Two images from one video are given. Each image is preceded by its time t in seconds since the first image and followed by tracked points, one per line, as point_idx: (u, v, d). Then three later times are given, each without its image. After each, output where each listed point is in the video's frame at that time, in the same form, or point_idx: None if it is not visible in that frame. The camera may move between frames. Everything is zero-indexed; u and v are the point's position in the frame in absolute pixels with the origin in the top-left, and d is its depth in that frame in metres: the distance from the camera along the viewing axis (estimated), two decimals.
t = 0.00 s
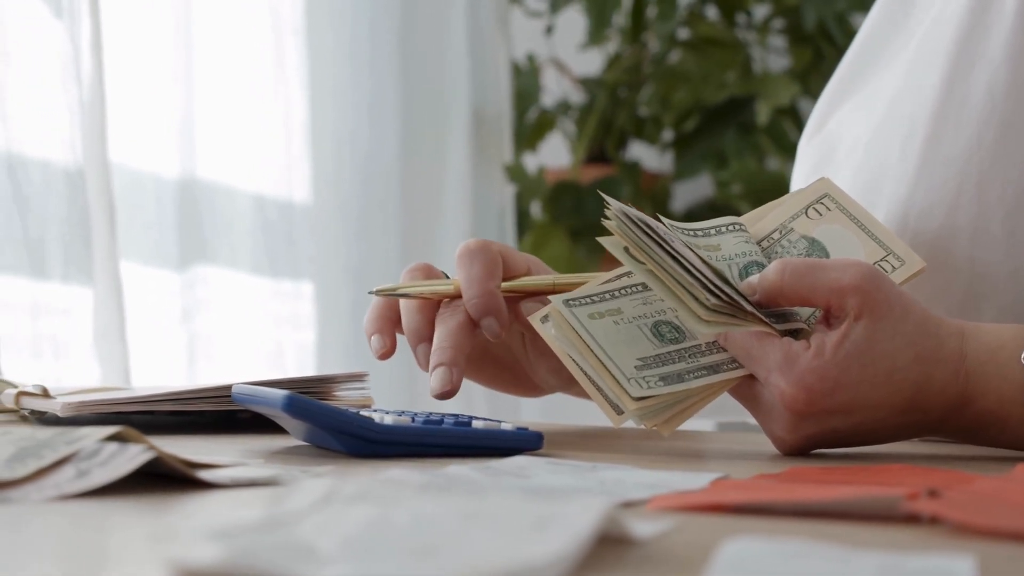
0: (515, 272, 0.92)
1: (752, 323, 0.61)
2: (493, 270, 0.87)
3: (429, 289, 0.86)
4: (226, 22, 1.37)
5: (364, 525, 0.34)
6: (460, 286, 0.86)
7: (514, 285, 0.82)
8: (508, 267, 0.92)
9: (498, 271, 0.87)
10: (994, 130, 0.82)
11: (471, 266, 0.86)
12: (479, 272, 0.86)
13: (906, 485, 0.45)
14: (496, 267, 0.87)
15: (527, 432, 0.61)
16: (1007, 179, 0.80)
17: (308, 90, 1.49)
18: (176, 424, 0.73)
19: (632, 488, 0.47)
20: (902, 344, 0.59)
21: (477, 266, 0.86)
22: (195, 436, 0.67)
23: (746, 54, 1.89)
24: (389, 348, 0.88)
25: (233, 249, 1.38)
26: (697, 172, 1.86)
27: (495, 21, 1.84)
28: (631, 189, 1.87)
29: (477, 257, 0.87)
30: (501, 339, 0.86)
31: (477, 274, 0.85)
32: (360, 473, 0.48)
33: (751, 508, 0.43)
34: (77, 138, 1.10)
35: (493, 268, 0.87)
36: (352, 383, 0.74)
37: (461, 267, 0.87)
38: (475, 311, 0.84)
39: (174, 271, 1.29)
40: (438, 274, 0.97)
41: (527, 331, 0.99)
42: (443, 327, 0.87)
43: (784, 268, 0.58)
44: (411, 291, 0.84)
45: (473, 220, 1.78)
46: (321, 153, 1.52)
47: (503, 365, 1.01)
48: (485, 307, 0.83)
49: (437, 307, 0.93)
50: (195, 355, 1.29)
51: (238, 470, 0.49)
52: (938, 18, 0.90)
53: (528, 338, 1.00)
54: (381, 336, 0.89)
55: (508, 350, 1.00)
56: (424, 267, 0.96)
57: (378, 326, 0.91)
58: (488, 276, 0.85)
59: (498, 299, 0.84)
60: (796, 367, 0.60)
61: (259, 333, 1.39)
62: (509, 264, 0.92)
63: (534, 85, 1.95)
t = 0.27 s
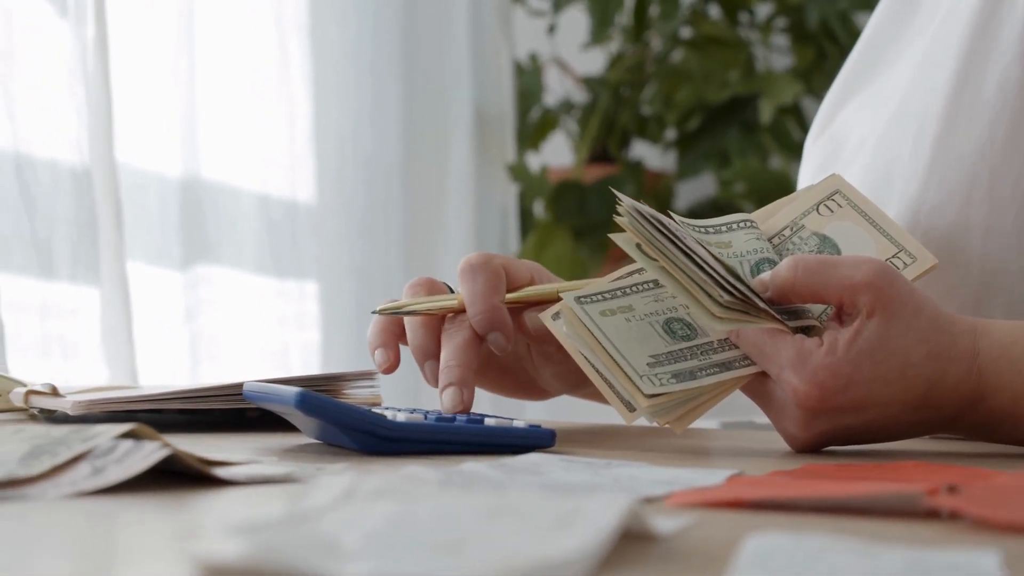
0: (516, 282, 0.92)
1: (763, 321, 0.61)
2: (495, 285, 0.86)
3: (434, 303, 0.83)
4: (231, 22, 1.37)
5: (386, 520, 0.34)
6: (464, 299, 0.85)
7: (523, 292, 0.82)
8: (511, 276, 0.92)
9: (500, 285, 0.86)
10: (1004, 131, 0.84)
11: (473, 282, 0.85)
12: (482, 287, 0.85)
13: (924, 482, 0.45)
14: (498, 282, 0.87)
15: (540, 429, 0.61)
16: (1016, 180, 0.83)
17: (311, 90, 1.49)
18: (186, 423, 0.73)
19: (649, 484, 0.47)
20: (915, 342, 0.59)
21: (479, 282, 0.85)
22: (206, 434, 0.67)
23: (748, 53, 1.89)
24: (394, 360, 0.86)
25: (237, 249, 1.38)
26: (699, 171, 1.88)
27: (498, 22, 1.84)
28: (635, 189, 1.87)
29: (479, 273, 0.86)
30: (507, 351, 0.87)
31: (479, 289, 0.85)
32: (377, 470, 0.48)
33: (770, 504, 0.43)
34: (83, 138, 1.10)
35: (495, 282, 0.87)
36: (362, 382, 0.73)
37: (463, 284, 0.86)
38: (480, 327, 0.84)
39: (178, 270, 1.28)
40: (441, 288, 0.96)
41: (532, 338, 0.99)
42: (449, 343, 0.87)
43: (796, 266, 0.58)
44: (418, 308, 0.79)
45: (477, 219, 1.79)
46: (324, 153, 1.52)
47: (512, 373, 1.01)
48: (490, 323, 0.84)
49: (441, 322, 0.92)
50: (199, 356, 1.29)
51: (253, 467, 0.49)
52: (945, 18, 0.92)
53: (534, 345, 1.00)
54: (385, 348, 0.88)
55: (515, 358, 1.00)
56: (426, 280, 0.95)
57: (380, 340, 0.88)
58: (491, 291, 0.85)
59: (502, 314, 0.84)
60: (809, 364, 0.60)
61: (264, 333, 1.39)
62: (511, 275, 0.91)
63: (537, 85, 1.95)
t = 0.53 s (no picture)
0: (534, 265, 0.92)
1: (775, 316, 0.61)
2: (515, 263, 0.87)
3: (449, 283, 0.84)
4: (237, 21, 1.37)
5: (406, 515, 0.34)
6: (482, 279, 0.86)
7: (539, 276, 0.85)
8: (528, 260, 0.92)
9: (520, 264, 0.87)
10: (1015, 126, 0.84)
11: (492, 261, 0.86)
12: (501, 265, 0.86)
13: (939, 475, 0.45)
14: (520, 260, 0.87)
15: (551, 425, 0.61)
16: None
17: (314, 89, 1.49)
18: (195, 420, 0.73)
19: (663, 478, 0.47)
20: (926, 337, 0.59)
21: (498, 259, 0.86)
22: (216, 430, 0.67)
23: (751, 51, 1.88)
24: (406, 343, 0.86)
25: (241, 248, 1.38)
26: (701, 170, 1.88)
27: (500, 21, 1.84)
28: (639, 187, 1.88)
29: (500, 250, 0.87)
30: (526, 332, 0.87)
31: (499, 267, 0.85)
32: (392, 465, 0.48)
33: (786, 498, 0.43)
34: (89, 137, 1.11)
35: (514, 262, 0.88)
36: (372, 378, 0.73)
37: (482, 262, 0.86)
38: (499, 306, 0.84)
39: (182, 269, 1.29)
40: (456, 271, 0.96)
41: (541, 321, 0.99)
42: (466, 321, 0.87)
43: (807, 261, 0.58)
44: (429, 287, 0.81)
45: (480, 217, 1.79)
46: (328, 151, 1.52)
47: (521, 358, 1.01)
48: (509, 301, 0.84)
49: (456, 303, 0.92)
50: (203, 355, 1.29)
51: (266, 463, 0.49)
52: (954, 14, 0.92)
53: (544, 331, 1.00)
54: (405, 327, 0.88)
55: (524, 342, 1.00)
56: (442, 262, 0.95)
57: (394, 321, 0.89)
58: (510, 269, 0.86)
59: (521, 293, 0.84)
60: (820, 359, 0.60)
61: (268, 332, 1.39)
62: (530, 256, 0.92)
63: (540, 84, 1.95)
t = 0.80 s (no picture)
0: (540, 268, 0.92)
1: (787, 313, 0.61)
2: (520, 265, 0.87)
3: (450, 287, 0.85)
4: (242, 20, 1.37)
5: (429, 511, 0.33)
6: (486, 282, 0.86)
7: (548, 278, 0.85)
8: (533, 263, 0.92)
9: (525, 267, 0.86)
10: None
11: (497, 263, 0.86)
12: (506, 268, 0.85)
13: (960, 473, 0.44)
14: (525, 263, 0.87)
15: (564, 423, 0.61)
16: None
17: (320, 88, 1.49)
18: (204, 419, 0.72)
19: (681, 476, 0.47)
20: (940, 335, 0.59)
21: (502, 262, 0.86)
22: (227, 429, 0.67)
23: (756, 49, 1.88)
24: (409, 346, 0.86)
25: (247, 246, 1.38)
26: (706, 168, 1.87)
27: (505, 21, 1.84)
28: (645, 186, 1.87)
29: (505, 252, 0.87)
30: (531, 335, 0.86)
31: (503, 270, 0.85)
32: (409, 462, 0.47)
33: (806, 495, 0.43)
34: (97, 136, 1.11)
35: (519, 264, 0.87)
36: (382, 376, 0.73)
37: (486, 265, 0.86)
38: (505, 309, 0.84)
39: (188, 268, 1.28)
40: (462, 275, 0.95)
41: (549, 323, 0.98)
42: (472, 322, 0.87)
43: (820, 259, 0.58)
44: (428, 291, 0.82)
45: (485, 216, 1.79)
46: (333, 150, 1.52)
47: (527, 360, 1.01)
48: (514, 304, 0.83)
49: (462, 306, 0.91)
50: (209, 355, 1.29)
51: (281, 461, 0.49)
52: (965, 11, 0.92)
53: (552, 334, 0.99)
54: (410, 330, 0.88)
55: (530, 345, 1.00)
56: (447, 265, 0.95)
57: (399, 324, 0.88)
58: (516, 272, 0.85)
59: (527, 295, 0.84)
60: (833, 357, 0.60)
61: (273, 332, 1.39)
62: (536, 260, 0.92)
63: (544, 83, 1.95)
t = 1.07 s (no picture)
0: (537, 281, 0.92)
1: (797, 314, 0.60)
2: (517, 282, 0.87)
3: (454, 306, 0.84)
4: (242, 20, 1.36)
5: (446, 511, 0.33)
6: (485, 299, 0.85)
7: (541, 290, 0.85)
8: (531, 276, 0.92)
9: (522, 283, 0.86)
10: None
11: (494, 280, 0.86)
12: (503, 283, 0.85)
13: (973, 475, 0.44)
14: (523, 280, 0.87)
15: (573, 423, 0.61)
16: None
17: (323, 88, 1.49)
18: (211, 418, 0.72)
19: (693, 476, 0.47)
20: (951, 336, 0.58)
21: (500, 278, 0.86)
22: (234, 428, 0.67)
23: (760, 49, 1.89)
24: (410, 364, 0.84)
25: (250, 245, 1.38)
26: (710, 168, 1.87)
27: (508, 21, 1.83)
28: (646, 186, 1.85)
29: (503, 268, 0.86)
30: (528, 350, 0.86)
31: (500, 286, 0.85)
32: (420, 463, 0.47)
33: (819, 497, 0.43)
34: (103, 136, 1.13)
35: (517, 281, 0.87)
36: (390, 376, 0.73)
37: (485, 281, 0.86)
38: (503, 325, 0.84)
39: (191, 267, 1.28)
40: (460, 288, 0.95)
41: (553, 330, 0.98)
42: (469, 339, 0.86)
43: (830, 259, 0.58)
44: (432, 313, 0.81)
45: (488, 215, 1.80)
46: (336, 148, 1.53)
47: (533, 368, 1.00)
48: (512, 320, 0.83)
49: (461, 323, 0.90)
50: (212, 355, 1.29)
51: (291, 460, 0.49)
52: (975, 11, 0.92)
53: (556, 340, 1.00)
54: (406, 345, 0.88)
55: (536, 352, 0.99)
56: (445, 280, 0.94)
57: (397, 339, 0.87)
58: (513, 288, 0.85)
59: (525, 311, 0.84)
60: (844, 359, 0.60)
61: (275, 331, 1.39)
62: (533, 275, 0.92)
63: (547, 82, 1.96)
